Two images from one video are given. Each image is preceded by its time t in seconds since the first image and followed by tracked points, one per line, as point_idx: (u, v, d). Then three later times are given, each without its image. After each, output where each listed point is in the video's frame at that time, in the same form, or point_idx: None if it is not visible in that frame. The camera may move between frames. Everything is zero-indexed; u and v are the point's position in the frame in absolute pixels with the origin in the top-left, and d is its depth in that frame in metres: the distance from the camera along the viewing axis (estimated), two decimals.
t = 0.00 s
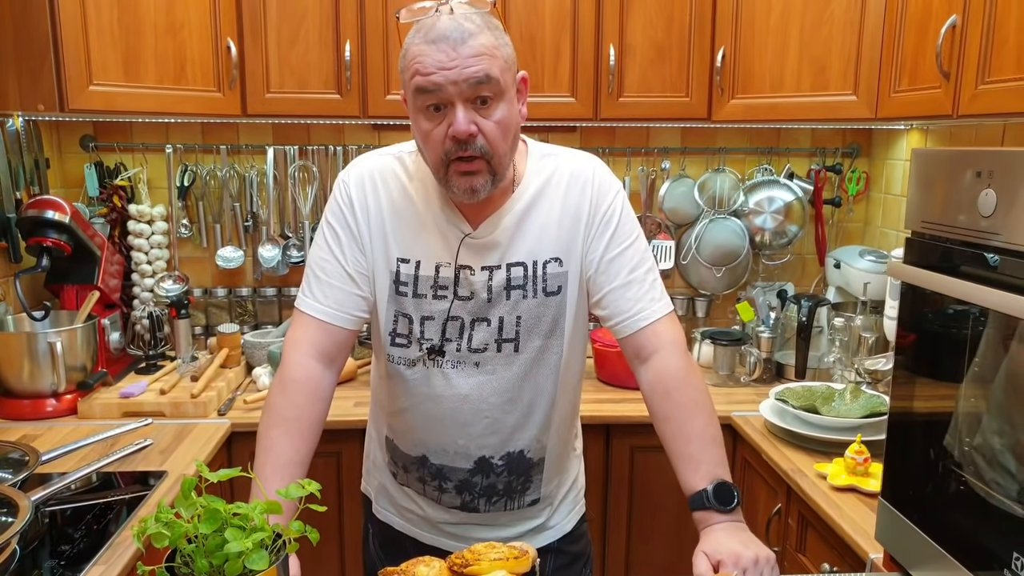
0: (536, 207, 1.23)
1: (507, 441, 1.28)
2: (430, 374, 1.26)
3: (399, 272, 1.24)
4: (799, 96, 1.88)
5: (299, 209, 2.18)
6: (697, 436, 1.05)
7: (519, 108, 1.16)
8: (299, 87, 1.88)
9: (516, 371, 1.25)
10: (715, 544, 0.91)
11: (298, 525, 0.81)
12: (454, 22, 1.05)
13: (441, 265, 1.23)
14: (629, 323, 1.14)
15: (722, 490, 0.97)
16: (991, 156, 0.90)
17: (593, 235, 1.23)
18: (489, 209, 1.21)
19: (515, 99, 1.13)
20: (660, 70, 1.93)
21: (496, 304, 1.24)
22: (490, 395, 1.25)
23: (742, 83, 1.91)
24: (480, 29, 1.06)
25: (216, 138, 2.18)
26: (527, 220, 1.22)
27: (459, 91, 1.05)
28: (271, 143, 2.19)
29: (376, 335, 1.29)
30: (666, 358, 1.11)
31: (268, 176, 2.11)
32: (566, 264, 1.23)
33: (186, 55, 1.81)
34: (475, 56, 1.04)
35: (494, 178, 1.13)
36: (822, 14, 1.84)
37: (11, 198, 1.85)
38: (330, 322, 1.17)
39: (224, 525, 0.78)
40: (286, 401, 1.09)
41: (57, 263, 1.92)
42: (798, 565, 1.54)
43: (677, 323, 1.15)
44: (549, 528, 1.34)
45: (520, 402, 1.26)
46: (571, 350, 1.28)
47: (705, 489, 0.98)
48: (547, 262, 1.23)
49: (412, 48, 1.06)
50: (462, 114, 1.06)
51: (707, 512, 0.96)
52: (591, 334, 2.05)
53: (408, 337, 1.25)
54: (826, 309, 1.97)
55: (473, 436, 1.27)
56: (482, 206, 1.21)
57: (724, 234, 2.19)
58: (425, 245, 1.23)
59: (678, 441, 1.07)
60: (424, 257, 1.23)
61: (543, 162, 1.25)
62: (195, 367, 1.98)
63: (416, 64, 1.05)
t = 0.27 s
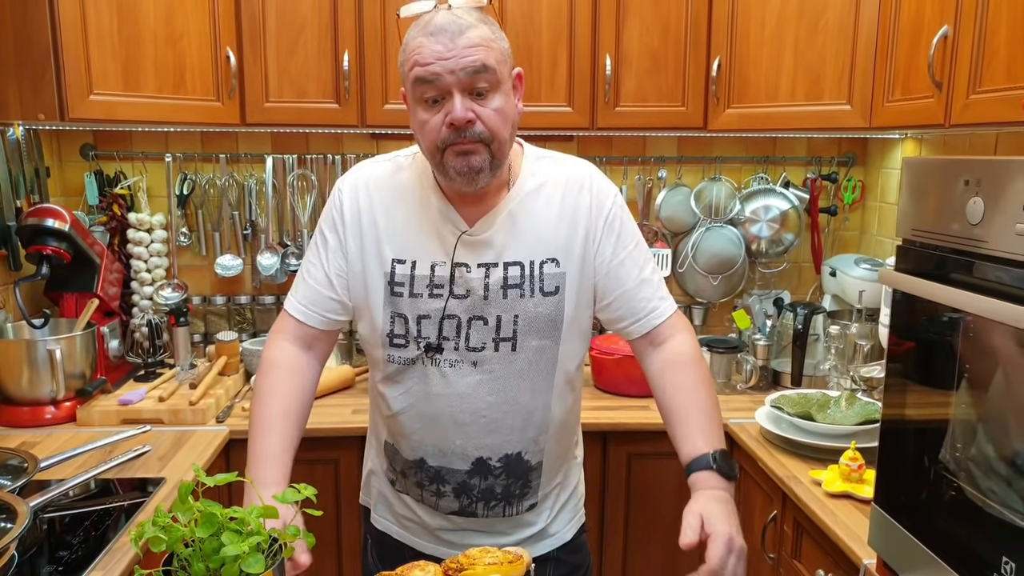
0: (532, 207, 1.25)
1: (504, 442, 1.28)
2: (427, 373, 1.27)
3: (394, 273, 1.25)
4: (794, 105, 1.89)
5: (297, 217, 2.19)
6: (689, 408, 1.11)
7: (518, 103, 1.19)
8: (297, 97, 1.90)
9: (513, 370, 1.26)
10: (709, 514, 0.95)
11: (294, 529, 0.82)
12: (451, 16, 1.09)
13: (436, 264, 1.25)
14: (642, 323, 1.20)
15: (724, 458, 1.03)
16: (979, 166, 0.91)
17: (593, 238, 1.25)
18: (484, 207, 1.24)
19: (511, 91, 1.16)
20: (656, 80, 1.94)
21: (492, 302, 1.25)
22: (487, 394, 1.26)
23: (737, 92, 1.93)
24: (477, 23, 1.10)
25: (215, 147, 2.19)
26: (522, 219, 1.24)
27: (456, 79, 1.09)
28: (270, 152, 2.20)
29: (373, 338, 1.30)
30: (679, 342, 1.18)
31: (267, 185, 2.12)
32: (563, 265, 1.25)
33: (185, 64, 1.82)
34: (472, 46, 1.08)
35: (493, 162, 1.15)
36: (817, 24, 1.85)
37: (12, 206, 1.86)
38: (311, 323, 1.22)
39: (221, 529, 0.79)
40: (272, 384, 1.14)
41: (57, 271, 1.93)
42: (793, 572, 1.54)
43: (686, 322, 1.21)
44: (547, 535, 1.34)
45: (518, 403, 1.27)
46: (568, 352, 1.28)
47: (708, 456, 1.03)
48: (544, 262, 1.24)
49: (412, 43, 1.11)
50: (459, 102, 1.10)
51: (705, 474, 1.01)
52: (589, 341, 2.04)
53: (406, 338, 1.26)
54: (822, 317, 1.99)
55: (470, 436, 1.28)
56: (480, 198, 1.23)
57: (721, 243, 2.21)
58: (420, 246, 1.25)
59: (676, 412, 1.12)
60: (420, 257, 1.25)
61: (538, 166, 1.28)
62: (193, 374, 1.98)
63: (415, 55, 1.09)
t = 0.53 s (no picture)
0: (527, 210, 1.26)
1: (502, 443, 1.29)
2: (426, 376, 1.27)
3: (391, 278, 1.27)
4: (789, 111, 1.91)
5: (296, 223, 2.21)
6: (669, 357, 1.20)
7: (505, 118, 1.21)
8: (296, 104, 1.92)
9: (511, 371, 1.26)
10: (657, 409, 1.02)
11: (290, 530, 0.83)
12: (437, 37, 1.11)
13: (432, 268, 1.26)
14: (646, 313, 1.27)
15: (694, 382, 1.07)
16: (966, 171, 0.93)
17: (588, 237, 1.28)
18: (478, 213, 1.26)
19: (498, 106, 1.17)
20: (652, 86, 1.96)
21: (490, 303, 1.26)
22: (485, 395, 1.27)
23: (733, 99, 1.94)
24: (462, 43, 1.12)
25: (215, 153, 2.21)
26: (517, 223, 1.26)
27: (442, 104, 1.11)
28: (269, 158, 2.22)
29: (371, 342, 1.30)
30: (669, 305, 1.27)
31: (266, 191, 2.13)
32: (559, 266, 1.26)
33: (185, 71, 1.84)
34: (457, 70, 1.10)
35: (480, 184, 1.17)
36: (811, 30, 1.86)
37: (12, 212, 1.88)
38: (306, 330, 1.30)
39: (218, 531, 0.81)
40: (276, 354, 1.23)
41: (57, 277, 1.94)
42: None
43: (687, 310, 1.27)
44: (544, 538, 1.34)
45: (516, 403, 1.28)
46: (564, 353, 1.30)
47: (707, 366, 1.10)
48: (540, 264, 1.26)
49: (398, 65, 1.12)
50: (446, 126, 1.12)
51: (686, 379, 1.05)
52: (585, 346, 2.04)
53: (404, 341, 1.27)
54: (818, 322, 2.00)
55: (469, 438, 1.28)
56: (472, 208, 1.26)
57: (717, 249, 2.22)
58: (416, 251, 1.27)
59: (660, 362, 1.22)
60: (416, 261, 1.26)
61: (532, 172, 1.30)
62: (192, 379, 1.99)
63: (401, 80, 1.11)
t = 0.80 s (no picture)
0: (521, 211, 1.28)
1: (497, 441, 1.30)
2: (422, 374, 1.28)
3: (387, 278, 1.28)
4: (784, 115, 1.92)
5: (295, 226, 2.22)
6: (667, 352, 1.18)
7: (499, 117, 1.22)
8: (295, 107, 1.93)
9: (506, 369, 1.28)
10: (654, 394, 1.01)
11: (287, 528, 0.84)
12: (433, 40, 1.12)
13: (428, 268, 1.27)
14: (641, 311, 1.24)
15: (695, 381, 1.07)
16: (955, 175, 0.94)
17: (581, 235, 1.29)
18: (473, 215, 1.27)
19: (493, 108, 1.19)
20: (649, 91, 1.97)
21: (484, 303, 1.27)
22: (481, 393, 1.28)
23: (729, 103, 1.96)
24: (457, 46, 1.13)
25: (214, 157, 2.22)
26: (512, 224, 1.27)
27: (439, 106, 1.12)
28: (268, 162, 2.23)
29: (368, 342, 1.31)
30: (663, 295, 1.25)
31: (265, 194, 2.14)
32: (552, 265, 1.27)
33: (185, 75, 1.85)
34: (453, 72, 1.11)
35: (476, 185, 1.19)
36: (807, 35, 1.88)
37: (12, 215, 1.89)
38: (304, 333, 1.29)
39: (216, 528, 0.82)
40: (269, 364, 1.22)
41: (57, 280, 1.95)
42: None
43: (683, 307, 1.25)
44: (540, 536, 1.36)
45: (511, 401, 1.29)
46: (558, 351, 1.31)
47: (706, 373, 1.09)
48: (534, 264, 1.27)
49: (395, 67, 1.14)
50: (443, 127, 1.13)
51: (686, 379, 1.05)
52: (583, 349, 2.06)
53: (400, 340, 1.28)
54: (814, 325, 2.01)
55: (465, 436, 1.29)
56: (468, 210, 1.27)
57: (714, 252, 2.22)
58: (412, 251, 1.28)
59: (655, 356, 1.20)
60: (412, 262, 1.28)
61: (526, 172, 1.31)
62: (192, 381, 2.00)
63: (398, 83, 1.13)
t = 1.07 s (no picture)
0: (516, 209, 1.29)
1: (492, 437, 1.31)
2: (417, 371, 1.29)
3: (383, 275, 1.29)
4: (779, 118, 1.93)
5: (294, 227, 2.23)
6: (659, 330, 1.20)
7: (496, 112, 1.24)
8: (293, 110, 1.94)
9: (500, 366, 1.29)
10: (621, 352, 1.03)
11: (283, 525, 0.86)
12: (434, 30, 1.14)
13: (424, 265, 1.29)
14: (638, 304, 1.27)
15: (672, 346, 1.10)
16: (945, 175, 0.94)
17: (576, 231, 1.30)
18: (467, 210, 1.29)
19: (491, 101, 1.21)
20: (645, 93, 1.98)
21: (479, 300, 1.28)
22: (475, 389, 1.29)
23: (725, 105, 1.97)
24: (457, 37, 1.15)
25: (213, 159, 2.23)
26: (507, 222, 1.29)
27: (438, 91, 1.14)
28: (266, 163, 2.24)
29: (363, 339, 1.33)
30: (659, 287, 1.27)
31: (263, 196, 2.15)
32: (546, 263, 1.29)
33: (183, 78, 1.86)
34: (452, 60, 1.13)
35: (473, 174, 1.19)
36: (801, 37, 1.89)
37: (12, 217, 1.90)
38: (295, 323, 1.30)
39: (212, 525, 0.83)
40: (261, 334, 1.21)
41: (57, 281, 1.96)
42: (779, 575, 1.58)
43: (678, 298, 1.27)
44: (534, 534, 1.37)
45: (505, 398, 1.30)
46: (553, 348, 1.32)
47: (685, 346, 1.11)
48: (528, 261, 1.28)
49: (396, 55, 1.16)
50: (441, 113, 1.14)
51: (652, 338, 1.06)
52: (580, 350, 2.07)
53: (396, 337, 1.29)
54: (809, 326, 2.02)
55: (459, 432, 1.30)
56: (463, 205, 1.28)
57: (710, 253, 2.24)
58: (407, 249, 1.29)
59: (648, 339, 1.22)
60: (407, 260, 1.29)
61: (521, 172, 1.32)
62: (190, 382, 2.01)
63: (399, 69, 1.15)
